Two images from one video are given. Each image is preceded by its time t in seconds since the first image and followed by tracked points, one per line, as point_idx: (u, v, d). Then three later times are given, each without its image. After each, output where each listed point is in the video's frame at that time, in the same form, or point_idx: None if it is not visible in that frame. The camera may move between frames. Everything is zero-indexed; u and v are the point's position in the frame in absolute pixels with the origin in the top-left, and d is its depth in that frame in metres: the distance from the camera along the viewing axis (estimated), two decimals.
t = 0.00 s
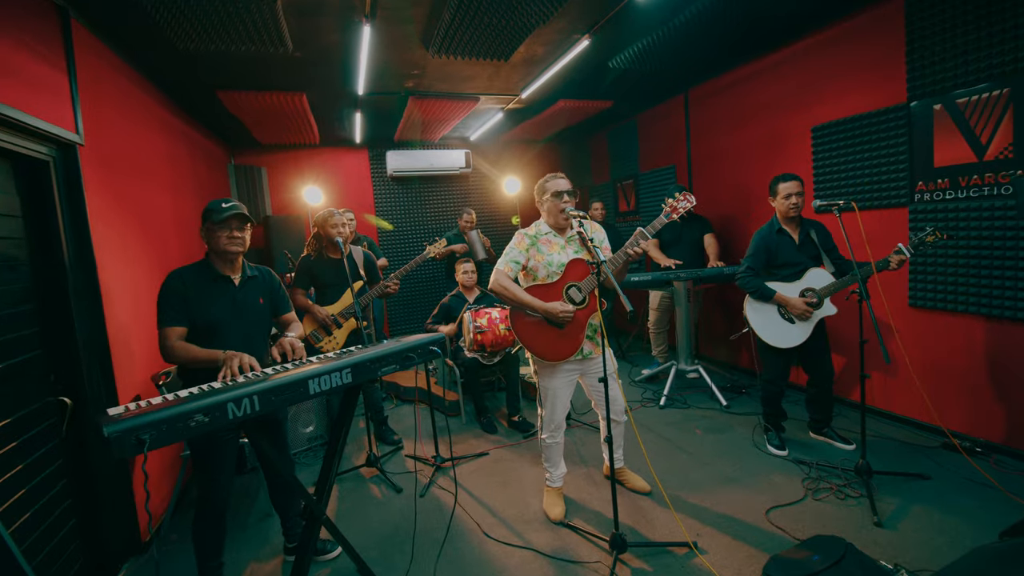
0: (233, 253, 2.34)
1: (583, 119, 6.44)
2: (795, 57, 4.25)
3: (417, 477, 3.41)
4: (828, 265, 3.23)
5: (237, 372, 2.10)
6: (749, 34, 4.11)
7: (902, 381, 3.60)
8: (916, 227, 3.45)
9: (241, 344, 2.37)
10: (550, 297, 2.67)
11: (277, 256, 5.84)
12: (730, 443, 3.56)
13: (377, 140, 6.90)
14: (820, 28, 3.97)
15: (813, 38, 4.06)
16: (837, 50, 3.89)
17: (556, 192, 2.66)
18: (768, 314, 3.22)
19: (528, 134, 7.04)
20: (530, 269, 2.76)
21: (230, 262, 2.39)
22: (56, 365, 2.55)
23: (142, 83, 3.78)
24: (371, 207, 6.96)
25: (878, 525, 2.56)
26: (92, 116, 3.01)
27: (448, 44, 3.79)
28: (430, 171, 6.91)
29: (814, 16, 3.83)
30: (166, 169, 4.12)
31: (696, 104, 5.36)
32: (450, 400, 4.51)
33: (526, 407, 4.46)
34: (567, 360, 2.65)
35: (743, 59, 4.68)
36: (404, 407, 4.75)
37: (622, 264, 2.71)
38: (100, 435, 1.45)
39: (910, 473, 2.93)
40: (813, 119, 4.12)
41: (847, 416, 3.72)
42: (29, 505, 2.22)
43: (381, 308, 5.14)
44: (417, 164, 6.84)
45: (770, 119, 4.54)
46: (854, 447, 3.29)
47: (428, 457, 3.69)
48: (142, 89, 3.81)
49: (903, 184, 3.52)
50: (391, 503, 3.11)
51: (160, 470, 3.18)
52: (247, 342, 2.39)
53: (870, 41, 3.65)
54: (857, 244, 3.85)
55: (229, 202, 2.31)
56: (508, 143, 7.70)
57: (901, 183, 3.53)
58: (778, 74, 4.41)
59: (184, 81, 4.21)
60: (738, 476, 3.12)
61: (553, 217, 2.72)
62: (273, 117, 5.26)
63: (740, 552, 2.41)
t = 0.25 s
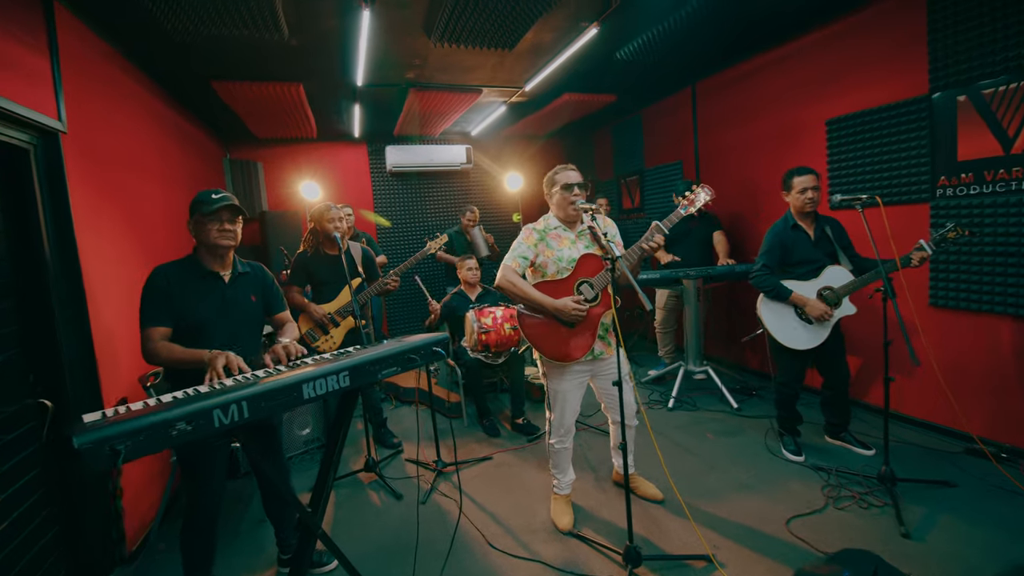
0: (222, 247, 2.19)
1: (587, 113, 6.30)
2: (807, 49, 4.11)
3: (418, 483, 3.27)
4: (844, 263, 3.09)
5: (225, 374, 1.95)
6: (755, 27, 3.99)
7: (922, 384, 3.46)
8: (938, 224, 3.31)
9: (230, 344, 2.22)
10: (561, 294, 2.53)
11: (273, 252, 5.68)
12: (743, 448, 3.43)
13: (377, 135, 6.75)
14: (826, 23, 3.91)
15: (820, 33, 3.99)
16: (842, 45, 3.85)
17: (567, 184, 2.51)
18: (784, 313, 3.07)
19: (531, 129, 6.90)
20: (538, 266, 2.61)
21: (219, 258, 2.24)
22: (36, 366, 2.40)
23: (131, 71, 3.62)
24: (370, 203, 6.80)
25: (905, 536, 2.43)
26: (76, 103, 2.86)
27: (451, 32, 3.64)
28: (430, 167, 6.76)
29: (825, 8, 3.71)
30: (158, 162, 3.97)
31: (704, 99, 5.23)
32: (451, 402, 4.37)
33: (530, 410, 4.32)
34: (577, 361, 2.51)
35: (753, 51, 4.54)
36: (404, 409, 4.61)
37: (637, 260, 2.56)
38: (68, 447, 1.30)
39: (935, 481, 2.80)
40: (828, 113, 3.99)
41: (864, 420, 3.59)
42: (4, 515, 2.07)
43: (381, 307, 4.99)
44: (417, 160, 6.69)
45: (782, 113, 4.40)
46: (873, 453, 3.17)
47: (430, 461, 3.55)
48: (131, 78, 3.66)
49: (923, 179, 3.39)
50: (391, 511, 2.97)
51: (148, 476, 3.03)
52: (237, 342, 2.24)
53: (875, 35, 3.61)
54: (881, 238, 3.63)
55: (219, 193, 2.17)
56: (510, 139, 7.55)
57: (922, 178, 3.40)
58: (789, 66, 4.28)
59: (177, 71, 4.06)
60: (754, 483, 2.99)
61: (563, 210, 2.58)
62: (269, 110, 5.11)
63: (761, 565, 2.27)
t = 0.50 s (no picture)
0: (214, 238, 2.05)
1: (591, 107, 6.17)
2: (822, 39, 3.98)
3: (419, 488, 3.12)
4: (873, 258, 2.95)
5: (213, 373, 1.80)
6: (768, 15, 3.86)
7: (944, 384, 3.33)
8: (962, 218, 3.18)
9: (224, 343, 2.07)
10: (574, 293, 2.39)
11: (270, 248, 5.52)
12: (761, 451, 3.28)
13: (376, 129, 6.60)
14: (827, 18, 3.90)
15: (820, 28, 3.98)
16: (840, 41, 3.86)
17: (580, 174, 2.36)
18: (806, 310, 2.94)
19: (534, 124, 6.76)
20: (549, 263, 2.47)
21: (211, 250, 2.09)
22: (15, 365, 2.25)
23: (122, 59, 3.48)
24: (370, 199, 6.66)
25: (938, 546, 2.29)
26: (61, 87, 2.71)
27: (455, 19, 3.50)
28: (431, 162, 6.61)
29: None
30: (149, 153, 3.82)
31: (713, 92, 5.09)
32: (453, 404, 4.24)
33: (536, 412, 4.17)
34: (590, 363, 2.36)
35: (764, 42, 4.41)
36: (404, 410, 4.46)
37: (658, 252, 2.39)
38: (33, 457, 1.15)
39: (964, 487, 2.67)
40: (844, 104, 3.85)
41: (885, 423, 3.45)
42: None
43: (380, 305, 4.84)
44: (418, 155, 6.54)
45: (795, 105, 4.27)
46: (897, 457, 3.05)
47: (432, 466, 3.40)
48: (121, 65, 3.51)
49: (947, 171, 3.25)
50: (392, 518, 2.82)
51: (136, 481, 2.88)
52: (230, 341, 2.08)
53: (884, 28, 3.54)
54: (910, 233, 3.47)
55: (211, 181, 2.03)
56: (512, 134, 7.42)
57: (945, 170, 3.26)
58: (803, 57, 4.15)
59: (171, 59, 3.91)
60: (773, 489, 2.84)
61: (575, 203, 2.43)
62: (266, 102, 4.96)
63: None
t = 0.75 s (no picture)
0: (194, 232, 1.87)
1: (591, 102, 6.03)
2: (834, 28, 3.84)
3: (416, 496, 2.97)
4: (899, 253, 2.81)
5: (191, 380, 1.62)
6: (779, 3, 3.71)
7: (961, 385, 3.19)
8: (983, 212, 3.04)
9: (201, 350, 1.87)
10: (580, 287, 2.24)
11: (263, 246, 5.36)
12: (774, 457, 3.14)
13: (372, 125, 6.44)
14: (818, 16, 3.93)
15: (812, 26, 4.00)
16: (852, 30, 3.72)
17: (584, 163, 2.22)
18: (828, 307, 2.82)
19: (533, 118, 6.62)
20: (552, 256, 2.32)
21: (191, 243, 1.91)
22: None
23: (105, 47, 3.32)
24: (366, 196, 6.51)
25: (968, 559, 2.15)
26: (35, 73, 2.55)
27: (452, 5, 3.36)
28: (429, 158, 6.46)
29: None
30: (134, 147, 3.65)
31: (718, 84, 4.95)
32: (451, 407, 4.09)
33: (537, 415, 4.03)
34: (594, 363, 2.22)
35: (773, 31, 4.26)
36: (401, 412, 4.31)
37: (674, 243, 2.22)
38: None
39: (990, 494, 2.53)
40: (857, 95, 3.72)
41: (901, 426, 3.31)
42: None
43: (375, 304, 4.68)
44: (416, 151, 6.39)
45: (804, 96, 4.13)
46: (916, 462, 2.93)
47: (429, 472, 3.25)
48: (104, 54, 3.35)
49: (966, 163, 3.11)
50: (387, 528, 2.67)
51: (117, 490, 2.72)
52: (211, 343, 1.90)
53: (899, 15, 3.41)
54: (935, 230, 3.30)
55: (193, 169, 1.86)
56: (511, 130, 7.28)
57: (965, 162, 3.12)
58: (813, 47, 4.01)
59: (158, 50, 3.77)
60: (789, 497, 2.71)
61: (579, 194, 2.28)
62: (259, 95, 4.81)
63: None
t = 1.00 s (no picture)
0: (156, 236, 1.70)
1: (588, 97, 5.87)
2: (840, 15, 3.69)
3: (408, 510, 2.81)
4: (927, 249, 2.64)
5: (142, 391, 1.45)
6: None
7: (981, 387, 3.04)
8: (1004, 205, 2.89)
9: (163, 358, 1.71)
10: (580, 287, 2.08)
11: (249, 248, 5.20)
12: (786, 465, 2.97)
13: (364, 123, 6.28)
14: (819, 7, 3.81)
15: (812, 17, 3.89)
16: (859, 17, 3.57)
17: (582, 153, 2.06)
18: (849, 304, 2.68)
19: (530, 115, 6.47)
20: (549, 255, 2.15)
21: (153, 246, 1.74)
22: None
23: (78, 40, 3.16)
24: (359, 196, 6.34)
25: None
26: None
27: None
28: (424, 156, 6.30)
29: None
30: (110, 144, 3.49)
31: (720, 77, 4.80)
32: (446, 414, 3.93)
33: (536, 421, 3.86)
34: (598, 368, 2.05)
35: (776, 21, 4.11)
36: (394, 419, 4.15)
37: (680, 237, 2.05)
38: None
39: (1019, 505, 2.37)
40: (865, 85, 3.56)
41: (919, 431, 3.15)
42: None
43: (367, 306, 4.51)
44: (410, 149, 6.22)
45: (809, 88, 3.98)
46: (937, 469, 2.78)
47: (422, 483, 3.09)
48: (77, 46, 3.19)
49: (985, 154, 2.97)
50: (377, 546, 2.51)
51: (88, 509, 2.55)
52: (175, 354, 1.73)
53: None
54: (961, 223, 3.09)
55: (159, 167, 1.69)
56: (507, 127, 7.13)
57: (983, 153, 2.97)
58: (818, 35, 3.86)
59: (136, 44, 3.61)
60: (804, 509, 2.54)
61: (578, 188, 2.11)
62: (245, 91, 4.65)
63: None
